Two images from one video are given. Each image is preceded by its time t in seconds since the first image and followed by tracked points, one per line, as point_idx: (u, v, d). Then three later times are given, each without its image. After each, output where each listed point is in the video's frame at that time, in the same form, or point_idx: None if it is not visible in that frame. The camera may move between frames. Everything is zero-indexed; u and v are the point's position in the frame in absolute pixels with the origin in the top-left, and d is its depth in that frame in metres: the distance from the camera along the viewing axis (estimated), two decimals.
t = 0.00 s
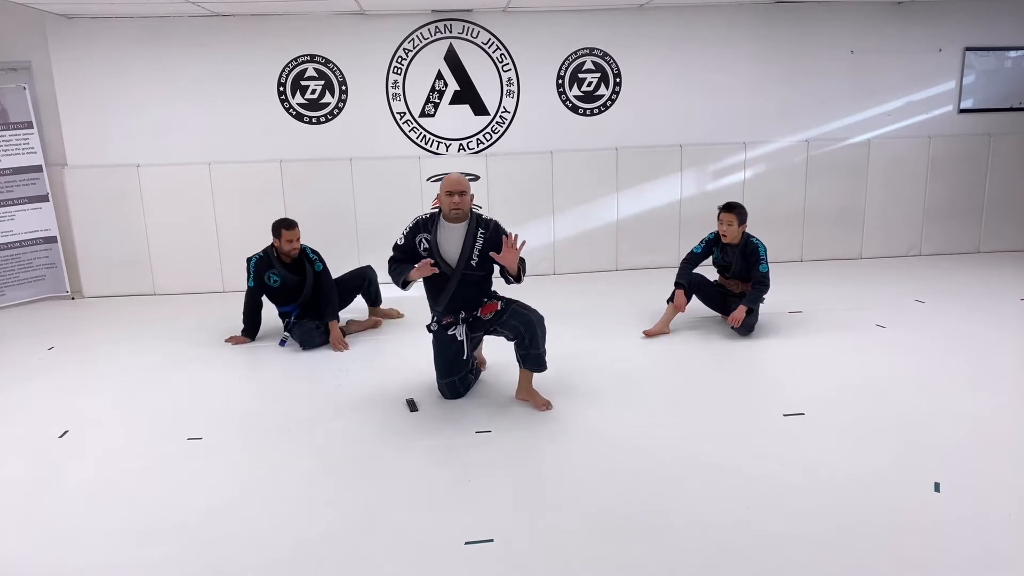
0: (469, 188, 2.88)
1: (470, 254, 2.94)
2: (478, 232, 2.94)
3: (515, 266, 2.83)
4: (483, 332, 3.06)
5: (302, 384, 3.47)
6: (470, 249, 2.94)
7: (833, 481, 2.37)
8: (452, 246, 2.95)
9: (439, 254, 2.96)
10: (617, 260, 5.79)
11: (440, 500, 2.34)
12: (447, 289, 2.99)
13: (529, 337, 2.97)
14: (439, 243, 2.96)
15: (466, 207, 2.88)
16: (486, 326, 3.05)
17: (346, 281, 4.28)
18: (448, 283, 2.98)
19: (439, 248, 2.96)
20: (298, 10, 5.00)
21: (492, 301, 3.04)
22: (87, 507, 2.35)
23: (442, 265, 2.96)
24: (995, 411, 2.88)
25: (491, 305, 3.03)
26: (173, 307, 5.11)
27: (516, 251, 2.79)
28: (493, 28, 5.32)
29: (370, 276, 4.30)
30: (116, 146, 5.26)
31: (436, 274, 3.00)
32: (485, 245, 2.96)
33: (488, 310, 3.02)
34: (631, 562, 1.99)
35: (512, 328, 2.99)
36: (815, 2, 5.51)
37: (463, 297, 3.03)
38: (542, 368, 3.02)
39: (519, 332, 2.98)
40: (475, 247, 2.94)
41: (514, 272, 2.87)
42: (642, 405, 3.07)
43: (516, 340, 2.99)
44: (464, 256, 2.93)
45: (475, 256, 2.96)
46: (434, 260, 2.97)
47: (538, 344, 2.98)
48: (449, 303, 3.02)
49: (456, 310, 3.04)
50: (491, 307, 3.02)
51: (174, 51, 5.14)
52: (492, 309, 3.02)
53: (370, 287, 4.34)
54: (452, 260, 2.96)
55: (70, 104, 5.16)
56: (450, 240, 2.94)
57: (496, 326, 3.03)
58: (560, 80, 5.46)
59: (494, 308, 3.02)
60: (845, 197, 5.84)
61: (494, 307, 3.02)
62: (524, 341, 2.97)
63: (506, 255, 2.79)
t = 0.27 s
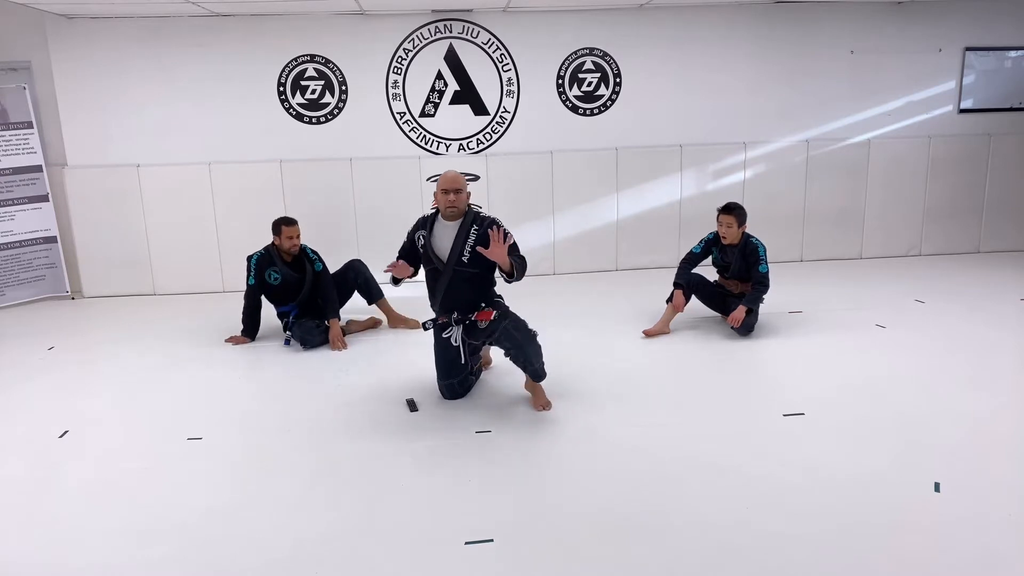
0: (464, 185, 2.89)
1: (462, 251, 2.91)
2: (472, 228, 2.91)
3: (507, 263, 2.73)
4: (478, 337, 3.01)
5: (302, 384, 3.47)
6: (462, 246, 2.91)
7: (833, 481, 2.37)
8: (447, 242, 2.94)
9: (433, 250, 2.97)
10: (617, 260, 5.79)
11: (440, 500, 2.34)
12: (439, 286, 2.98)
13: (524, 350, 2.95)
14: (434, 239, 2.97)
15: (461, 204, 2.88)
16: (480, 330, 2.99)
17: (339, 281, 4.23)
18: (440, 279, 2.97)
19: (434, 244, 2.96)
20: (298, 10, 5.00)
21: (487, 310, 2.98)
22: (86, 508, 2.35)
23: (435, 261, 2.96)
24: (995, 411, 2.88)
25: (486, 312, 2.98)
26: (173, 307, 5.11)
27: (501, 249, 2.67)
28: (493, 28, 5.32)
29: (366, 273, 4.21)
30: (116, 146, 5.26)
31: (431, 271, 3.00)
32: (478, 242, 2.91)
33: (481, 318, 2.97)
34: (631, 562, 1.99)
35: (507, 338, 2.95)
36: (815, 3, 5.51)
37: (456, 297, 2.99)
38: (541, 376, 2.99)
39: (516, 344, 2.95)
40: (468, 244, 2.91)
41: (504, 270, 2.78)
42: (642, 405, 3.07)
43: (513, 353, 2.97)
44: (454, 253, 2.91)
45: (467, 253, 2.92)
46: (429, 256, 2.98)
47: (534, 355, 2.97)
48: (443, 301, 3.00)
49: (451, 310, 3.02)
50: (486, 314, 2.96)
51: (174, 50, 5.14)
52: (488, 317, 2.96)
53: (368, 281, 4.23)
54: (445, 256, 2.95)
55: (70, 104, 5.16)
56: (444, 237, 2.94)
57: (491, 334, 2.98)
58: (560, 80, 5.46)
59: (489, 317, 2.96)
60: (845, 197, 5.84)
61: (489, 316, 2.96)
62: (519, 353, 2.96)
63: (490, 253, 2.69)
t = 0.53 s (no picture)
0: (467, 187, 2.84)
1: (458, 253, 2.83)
2: (471, 230, 2.83)
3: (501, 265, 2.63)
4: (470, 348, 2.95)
5: (302, 384, 3.47)
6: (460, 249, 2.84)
7: (833, 481, 2.37)
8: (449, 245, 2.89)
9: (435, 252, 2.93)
10: (617, 260, 5.79)
11: (440, 500, 2.33)
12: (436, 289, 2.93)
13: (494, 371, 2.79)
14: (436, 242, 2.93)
15: (464, 207, 2.84)
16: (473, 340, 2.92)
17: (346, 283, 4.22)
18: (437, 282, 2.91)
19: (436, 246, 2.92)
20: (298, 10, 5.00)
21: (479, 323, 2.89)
22: (87, 508, 2.35)
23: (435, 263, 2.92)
24: (995, 411, 2.88)
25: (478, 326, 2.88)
26: (172, 307, 5.11)
27: (491, 254, 2.58)
28: (493, 28, 5.32)
29: (371, 273, 4.18)
30: (116, 146, 5.26)
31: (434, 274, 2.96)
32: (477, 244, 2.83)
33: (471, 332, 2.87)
34: (630, 562, 1.99)
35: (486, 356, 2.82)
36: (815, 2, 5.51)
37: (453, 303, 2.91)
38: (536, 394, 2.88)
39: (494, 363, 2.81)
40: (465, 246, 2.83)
41: (500, 273, 2.68)
42: (641, 405, 3.07)
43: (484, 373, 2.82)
44: (450, 256, 2.83)
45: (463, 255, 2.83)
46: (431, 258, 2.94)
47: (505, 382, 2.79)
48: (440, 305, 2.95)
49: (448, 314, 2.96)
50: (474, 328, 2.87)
51: (173, 50, 5.14)
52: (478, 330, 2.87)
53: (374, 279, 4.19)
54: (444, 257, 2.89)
55: (70, 104, 5.16)
56: (447, 240, 2.90)
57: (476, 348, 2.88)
58: (560, 80, 5.46)
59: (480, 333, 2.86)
60: (845, 197, 5.84)
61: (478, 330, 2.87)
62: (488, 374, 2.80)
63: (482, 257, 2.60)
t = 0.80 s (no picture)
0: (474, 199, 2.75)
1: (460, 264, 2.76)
2: (475, 241, 2.74)
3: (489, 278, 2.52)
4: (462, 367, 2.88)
5: (302, 384, 3.46)
6: (462, 259, 2.77)
7: (833, 481, 2.37)
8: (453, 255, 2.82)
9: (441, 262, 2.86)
10: (617, 260, 5.79)
11: (440, 500, 2.34)
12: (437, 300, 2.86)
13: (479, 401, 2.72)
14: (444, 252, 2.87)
15: (470, 218, 2.76)
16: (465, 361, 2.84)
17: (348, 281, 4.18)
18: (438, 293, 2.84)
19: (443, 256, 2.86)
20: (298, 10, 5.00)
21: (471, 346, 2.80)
22: (87, 508, 2.35)
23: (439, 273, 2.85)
24: (994, 411, 2.88)
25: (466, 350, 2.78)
26: (173, 307, 5.11)
27: (477, 268, 2.48)
28: (494, 28, 5.32)
29: (374, 273, 4.18)
30: (116, 146, 5.26)
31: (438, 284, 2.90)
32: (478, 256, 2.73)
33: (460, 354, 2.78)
34: (631, 562, 1.99)
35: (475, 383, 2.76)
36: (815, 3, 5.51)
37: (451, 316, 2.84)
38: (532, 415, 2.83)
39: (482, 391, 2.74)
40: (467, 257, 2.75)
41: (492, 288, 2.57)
42: (642, 405, 3.07)
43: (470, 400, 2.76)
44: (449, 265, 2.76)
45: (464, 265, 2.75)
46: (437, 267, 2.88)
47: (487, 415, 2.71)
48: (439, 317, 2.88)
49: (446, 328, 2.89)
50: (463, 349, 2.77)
51: (173, 50, 5.14)
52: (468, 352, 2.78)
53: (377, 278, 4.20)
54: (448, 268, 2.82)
55: (70, 104, 5.16)
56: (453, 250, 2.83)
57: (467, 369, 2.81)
58: (560, 80, 5.46)
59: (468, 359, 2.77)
60: (845, 197, 5.84)
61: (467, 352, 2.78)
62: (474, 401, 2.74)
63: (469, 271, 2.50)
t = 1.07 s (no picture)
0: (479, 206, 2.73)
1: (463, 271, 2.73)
2: (479, 248, 2.72)
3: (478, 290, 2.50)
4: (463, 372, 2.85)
5: (302, 384, 3.46)
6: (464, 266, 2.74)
7: (833, 481, 2.37)
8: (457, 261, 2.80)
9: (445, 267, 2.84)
10: (617, 260, 5.79)
11: (440, 500, 2.34)
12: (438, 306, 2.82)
13: (482, 405, 2.70)
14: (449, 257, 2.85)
15: (475, 221, 2.73)
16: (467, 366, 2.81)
17: (349, 281, 4.19)
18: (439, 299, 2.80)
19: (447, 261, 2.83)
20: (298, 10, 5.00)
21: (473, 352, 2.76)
22: (87, 507, 2.35)
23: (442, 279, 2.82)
24: (994, 411, 2.88)
25: (467, 359, 2.71)
26: (172, 307, 5.11)
27: (462, 281, 2.46)
28: (493, 28, 5.32)
29: (376, 273, 4.17)
30: (116, 146, 5.26)
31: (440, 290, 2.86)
32: (479, 263, 2.71)
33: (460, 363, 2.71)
34: (631, 562, 1.99)
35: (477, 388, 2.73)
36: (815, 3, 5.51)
37: (452, 321, 2.77)
38: (536, 415, 2.84)
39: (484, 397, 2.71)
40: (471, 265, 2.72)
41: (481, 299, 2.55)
42: (642, 405, 3.07)
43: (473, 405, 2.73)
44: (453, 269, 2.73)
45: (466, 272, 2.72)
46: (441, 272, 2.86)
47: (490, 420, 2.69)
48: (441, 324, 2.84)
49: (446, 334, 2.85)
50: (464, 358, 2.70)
51: (173, 50, 5.14)
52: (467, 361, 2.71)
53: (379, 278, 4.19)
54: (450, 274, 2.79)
55: (70, 104, 5.16)
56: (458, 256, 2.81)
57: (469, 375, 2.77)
58: (560, 80, 5.46)
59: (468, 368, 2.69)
60: (845, 197, 5.84)
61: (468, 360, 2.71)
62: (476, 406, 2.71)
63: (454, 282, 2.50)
